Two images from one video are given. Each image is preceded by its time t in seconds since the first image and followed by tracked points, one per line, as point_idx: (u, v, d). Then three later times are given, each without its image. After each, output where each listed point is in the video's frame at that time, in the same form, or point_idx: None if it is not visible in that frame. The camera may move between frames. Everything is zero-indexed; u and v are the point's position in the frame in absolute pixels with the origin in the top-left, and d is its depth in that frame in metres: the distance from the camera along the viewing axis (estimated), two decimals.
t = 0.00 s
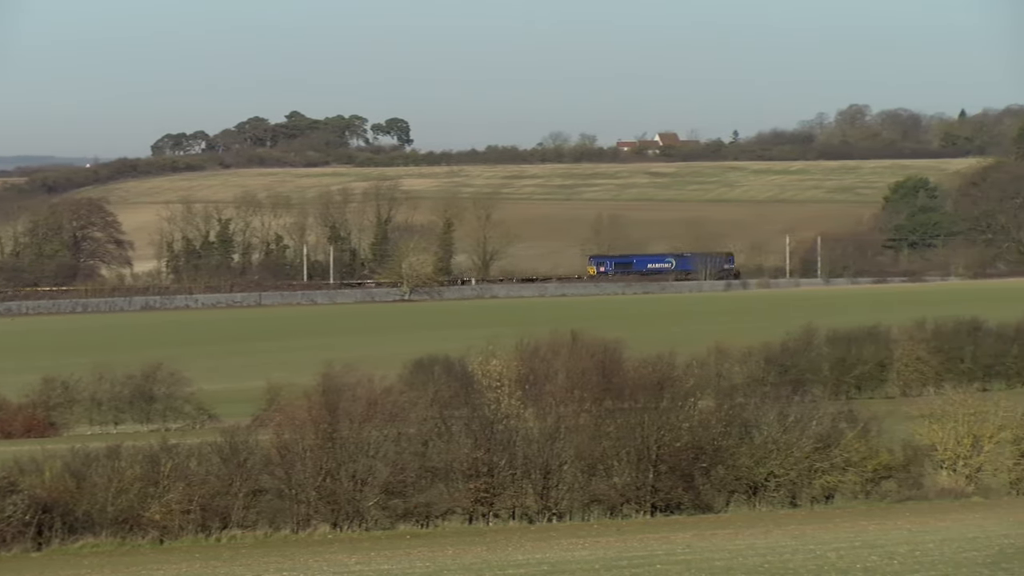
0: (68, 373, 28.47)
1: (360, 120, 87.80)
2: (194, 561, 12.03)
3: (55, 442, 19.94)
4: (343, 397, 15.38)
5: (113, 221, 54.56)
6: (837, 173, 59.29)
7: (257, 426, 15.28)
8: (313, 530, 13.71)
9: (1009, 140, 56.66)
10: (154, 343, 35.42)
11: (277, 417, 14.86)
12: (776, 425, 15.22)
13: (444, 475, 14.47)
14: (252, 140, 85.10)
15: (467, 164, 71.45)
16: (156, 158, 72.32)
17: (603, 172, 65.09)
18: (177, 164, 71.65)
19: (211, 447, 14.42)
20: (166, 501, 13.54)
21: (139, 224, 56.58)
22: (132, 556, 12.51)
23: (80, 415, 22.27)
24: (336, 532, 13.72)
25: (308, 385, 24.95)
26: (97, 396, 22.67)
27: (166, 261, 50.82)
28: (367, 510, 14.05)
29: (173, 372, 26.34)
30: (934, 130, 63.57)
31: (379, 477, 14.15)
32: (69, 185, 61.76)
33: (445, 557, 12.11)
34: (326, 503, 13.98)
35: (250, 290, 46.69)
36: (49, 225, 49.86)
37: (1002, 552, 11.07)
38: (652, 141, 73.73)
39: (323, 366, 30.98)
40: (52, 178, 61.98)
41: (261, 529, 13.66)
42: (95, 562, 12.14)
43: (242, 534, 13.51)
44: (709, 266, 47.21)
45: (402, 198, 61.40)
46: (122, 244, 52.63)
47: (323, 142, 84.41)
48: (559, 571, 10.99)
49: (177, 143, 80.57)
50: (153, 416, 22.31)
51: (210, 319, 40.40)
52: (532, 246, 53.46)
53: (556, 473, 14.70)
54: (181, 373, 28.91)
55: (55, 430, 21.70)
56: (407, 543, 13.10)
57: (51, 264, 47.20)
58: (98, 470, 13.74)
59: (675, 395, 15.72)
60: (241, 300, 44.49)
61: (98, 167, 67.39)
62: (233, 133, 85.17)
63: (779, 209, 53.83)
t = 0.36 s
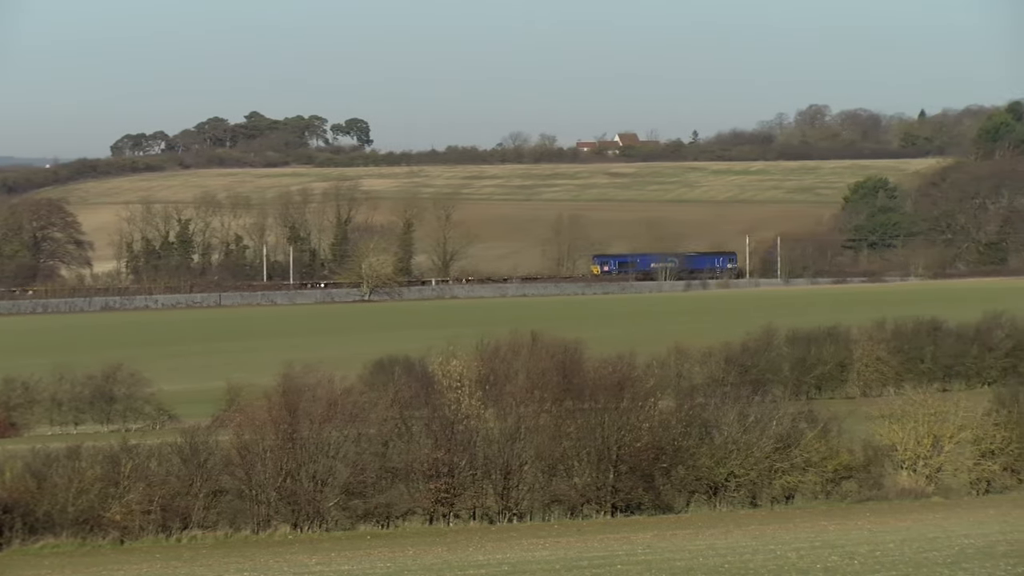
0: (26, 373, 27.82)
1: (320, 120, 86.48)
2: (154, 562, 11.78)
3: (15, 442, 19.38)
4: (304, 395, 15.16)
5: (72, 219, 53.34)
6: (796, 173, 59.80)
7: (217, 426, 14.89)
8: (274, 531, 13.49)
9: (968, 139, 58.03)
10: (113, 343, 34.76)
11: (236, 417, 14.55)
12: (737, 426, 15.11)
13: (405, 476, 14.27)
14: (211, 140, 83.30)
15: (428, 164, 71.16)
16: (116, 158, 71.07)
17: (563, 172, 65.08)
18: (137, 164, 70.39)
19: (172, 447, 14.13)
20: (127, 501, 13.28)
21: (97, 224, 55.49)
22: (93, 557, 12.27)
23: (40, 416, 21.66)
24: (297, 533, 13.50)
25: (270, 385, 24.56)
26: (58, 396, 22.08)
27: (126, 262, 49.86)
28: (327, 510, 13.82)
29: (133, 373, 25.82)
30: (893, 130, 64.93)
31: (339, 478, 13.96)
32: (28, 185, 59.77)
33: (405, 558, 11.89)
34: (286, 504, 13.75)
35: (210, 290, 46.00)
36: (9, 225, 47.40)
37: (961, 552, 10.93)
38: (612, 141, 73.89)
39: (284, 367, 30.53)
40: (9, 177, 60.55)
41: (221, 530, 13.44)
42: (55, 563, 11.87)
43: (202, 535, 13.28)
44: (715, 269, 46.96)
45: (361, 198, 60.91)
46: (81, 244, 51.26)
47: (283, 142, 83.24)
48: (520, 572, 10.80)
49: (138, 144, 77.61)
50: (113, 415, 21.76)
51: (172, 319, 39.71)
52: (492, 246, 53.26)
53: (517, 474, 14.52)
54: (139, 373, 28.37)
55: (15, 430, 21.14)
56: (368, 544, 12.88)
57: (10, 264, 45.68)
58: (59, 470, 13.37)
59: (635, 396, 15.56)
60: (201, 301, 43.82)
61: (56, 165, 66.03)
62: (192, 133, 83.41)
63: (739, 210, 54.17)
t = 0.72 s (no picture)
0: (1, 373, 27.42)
1: (298, 120, 84.69)
2: (133, 561, 11.62)
3: None
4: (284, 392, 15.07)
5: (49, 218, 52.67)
6: (774, 173, 60.04)
7: (197, 422, 14.52)
8: (253, 531, 13.37)
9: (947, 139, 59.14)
10: (90, 343, 34.39)
11: (214, 416, 14.28)
12: (714, 425, 15.08)
13: (383, 476, 14.18)
14: (189, 141, 80.45)
15: (406, 163, 70.98)
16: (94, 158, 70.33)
17: (540, 172, 65.07)
18: (115, 164, 69.67)
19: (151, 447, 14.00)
20: (105, 501, 13.11)
21: (74, 224, 54.91)
22: (72, 556, 12.11)
23: (18, 415, 21.14)
24: (275, 533, 13.39)
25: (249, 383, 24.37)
26: (36, 396, 21.74)
27: (104, 262, 49.39)
28: (306, 510, 13.71)
29: (111, 372, 25.50)
30: (871, 130, 65.40)
31: (318, 478, 13.83)
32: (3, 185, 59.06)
33: (384, 558, 11.75)
34: (264, 504, 13.65)
35: (188, 290, 45.67)
36: None
37: (939, 552, 10.88)
38: (590, 141, 73.94)
39: (263, 367, 30.28)
40: None
41: (199, 530, 13.29)
42: (33, 563, 11.70)
43: (181, 535, 13.16)
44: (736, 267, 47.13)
45: (339, 198, 60.64)
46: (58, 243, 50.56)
47: (260, 142, 81.85)
48: (498, 572, 10.68)
49: (116, 147, 76.16)
50: (91, 415, 21.51)
51: (149, 319, 39.35)
52: (470, 246, 53.14)
53: (495, 474, 14.44)
54: (117, 372, 28.08)
55: None
56: (346, 544, 12.75)
57: None
58: (37, 470, 13.20)
59: (613, 395, 15.43)
60: (179, 301, 43.44)
61: (33, 165, 65.24)
62: (169, 133, 80.65)
63: (717, 210, 54.35)
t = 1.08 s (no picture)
0: None
1: (267, 121, 83.14)
2: (100, 561, 11.46)
3: None
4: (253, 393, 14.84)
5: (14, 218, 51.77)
6: (743, 173, 60.34)
7: (165, 424, 14.38)
8: (220, 531, 13.23)
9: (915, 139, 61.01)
10: (57, 343, 33.90)
11: (183, 417, 14.16)
12: (683, 426, 14.98)
13: (351, 476, 14.01)
14: (158, 142, 78.41)
15: (375, 163, 70.71)
16: (63, 159, 68.91)
17: (509, 172, 65.03)
18: (83, 164, 68.59)
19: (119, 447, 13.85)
20: (73, 502, 12.95)
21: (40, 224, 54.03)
22: (39, 558, 11.97)
23: None
24: (243, 534, 13.26)
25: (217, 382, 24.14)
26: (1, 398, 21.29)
27: (72, 263, 48.66)
28: (273, 511, 13.56)
29: (78, 372, 25.11)
30: (839, 130, 65.99)
31: (286, 478, 13.67)
32: None
33: (351, 557, 11.59)
34: (232, 504, 13.50)
35: (156, 290, 45.23)
36: None
37: (907, 552, 10.86)
38: (559, 141, 73.97)
39: (231, 367, 29.95)
40: None
41: (167, 531, 13.15)
42: None
43: (149, 535, 13.02)
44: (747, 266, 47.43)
45: (308, 198, 60.10)
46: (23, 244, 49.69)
47: (228, 142, 80.29)
48: (466, 571, 10.54)
49: (83, 147, 74.20)
50: (59, 416, 21.10)
51: (115, 319, 38.81)
52: (439, 246, 52.91)
53: (463, 474, 14.27)
54: (85, 372, 27.66)
55: None
56: (314, 545, 12.59)
57: None
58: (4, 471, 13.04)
59: (581, 396, 15.34)
60: (147, 301, 42.89)
61: None
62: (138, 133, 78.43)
63: (686, 210, 54.50)
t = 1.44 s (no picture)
0: None
1: (228, 121, 82.32)
2: (61, 562, 11.31)
3: None
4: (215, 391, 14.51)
5: None
6: (704, 174, 60.66)
7: (125, 423, 14.26)
8: (181, 532, 13.10)
9: (875, 139, 61.75)
10: (16, 344, 33.26)
11: (144, 417, 14.05)
12: (644, 426, 14.95)
13: (311, 477, 13.88)
14: (119, 143, 75.58)
15: (336, 164, 70.29)
16: (20, 159, 67.37)
17: (470, 173, 64.92)
18: (44, 164, 67.24)
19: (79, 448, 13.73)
20: (34, 501, 12.81)
21: None
22: None
23: None
24: (204, 534, 13.14)
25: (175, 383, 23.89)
26: None
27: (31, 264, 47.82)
28: (234, 511, 13.46)
29: (37, 372, 24.56)
30: (799, 132, 66.73)
31: (246, 479, 13.58)
32: None
33: (311, 558, 11.40)
34: (192, 504, 13.38)
35: (117, 291, 44.75)
36: None
37: (868, 552, 10.83)
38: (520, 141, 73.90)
39: (190, 368, 29.50)
40: None
41: (128, 531, 13.02)
42: None
43: (111, 536, 12.89)
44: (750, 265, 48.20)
45: (268, 199, 59.17)
46: None
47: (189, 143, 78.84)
48: (428, 572, 10.40)
49: (44, 147, 72.05)
50: (17, 416, 20.48)
51: (72, 319, 38.11)
52: (399, 246, 52.49)
53: (424, 474, 14.15)
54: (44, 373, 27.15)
55: None
56: (274, 545, 12.46)
57: None
58: None
59: (542, 395, 15.19)
60: (108, 301, 42.25)
61: None
62: (98, 134, 75.34)
63: (647, 209, 54.54)
